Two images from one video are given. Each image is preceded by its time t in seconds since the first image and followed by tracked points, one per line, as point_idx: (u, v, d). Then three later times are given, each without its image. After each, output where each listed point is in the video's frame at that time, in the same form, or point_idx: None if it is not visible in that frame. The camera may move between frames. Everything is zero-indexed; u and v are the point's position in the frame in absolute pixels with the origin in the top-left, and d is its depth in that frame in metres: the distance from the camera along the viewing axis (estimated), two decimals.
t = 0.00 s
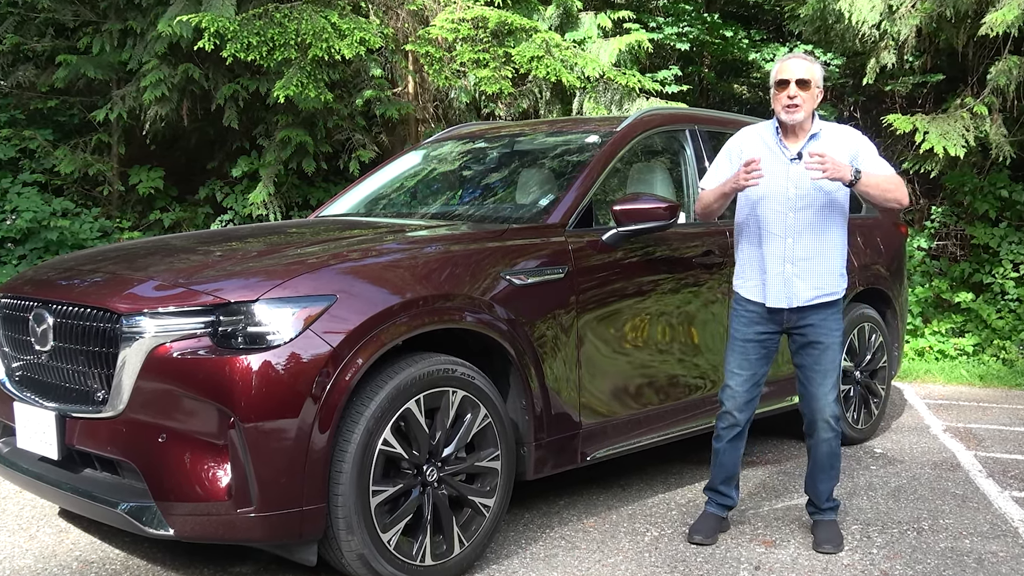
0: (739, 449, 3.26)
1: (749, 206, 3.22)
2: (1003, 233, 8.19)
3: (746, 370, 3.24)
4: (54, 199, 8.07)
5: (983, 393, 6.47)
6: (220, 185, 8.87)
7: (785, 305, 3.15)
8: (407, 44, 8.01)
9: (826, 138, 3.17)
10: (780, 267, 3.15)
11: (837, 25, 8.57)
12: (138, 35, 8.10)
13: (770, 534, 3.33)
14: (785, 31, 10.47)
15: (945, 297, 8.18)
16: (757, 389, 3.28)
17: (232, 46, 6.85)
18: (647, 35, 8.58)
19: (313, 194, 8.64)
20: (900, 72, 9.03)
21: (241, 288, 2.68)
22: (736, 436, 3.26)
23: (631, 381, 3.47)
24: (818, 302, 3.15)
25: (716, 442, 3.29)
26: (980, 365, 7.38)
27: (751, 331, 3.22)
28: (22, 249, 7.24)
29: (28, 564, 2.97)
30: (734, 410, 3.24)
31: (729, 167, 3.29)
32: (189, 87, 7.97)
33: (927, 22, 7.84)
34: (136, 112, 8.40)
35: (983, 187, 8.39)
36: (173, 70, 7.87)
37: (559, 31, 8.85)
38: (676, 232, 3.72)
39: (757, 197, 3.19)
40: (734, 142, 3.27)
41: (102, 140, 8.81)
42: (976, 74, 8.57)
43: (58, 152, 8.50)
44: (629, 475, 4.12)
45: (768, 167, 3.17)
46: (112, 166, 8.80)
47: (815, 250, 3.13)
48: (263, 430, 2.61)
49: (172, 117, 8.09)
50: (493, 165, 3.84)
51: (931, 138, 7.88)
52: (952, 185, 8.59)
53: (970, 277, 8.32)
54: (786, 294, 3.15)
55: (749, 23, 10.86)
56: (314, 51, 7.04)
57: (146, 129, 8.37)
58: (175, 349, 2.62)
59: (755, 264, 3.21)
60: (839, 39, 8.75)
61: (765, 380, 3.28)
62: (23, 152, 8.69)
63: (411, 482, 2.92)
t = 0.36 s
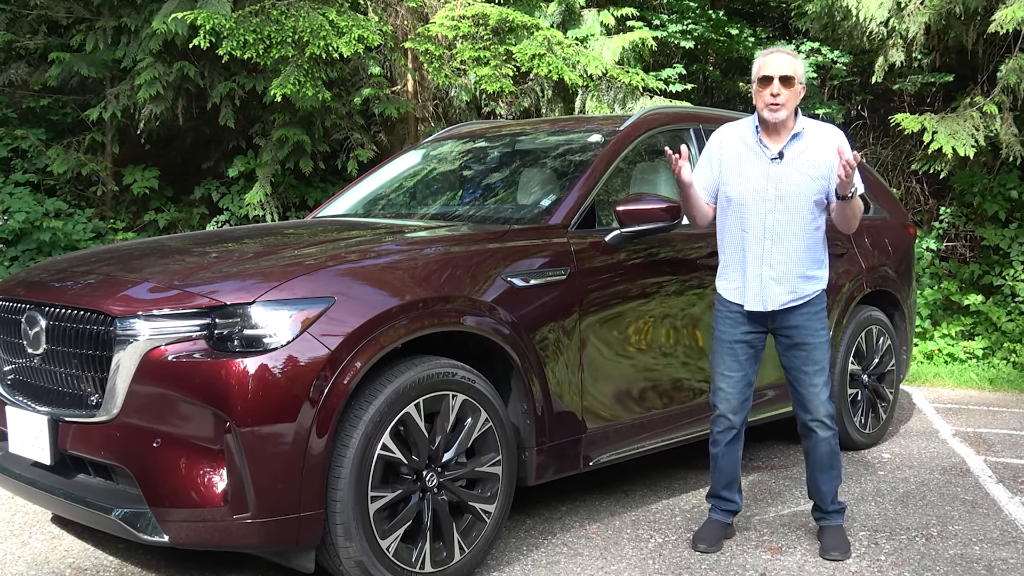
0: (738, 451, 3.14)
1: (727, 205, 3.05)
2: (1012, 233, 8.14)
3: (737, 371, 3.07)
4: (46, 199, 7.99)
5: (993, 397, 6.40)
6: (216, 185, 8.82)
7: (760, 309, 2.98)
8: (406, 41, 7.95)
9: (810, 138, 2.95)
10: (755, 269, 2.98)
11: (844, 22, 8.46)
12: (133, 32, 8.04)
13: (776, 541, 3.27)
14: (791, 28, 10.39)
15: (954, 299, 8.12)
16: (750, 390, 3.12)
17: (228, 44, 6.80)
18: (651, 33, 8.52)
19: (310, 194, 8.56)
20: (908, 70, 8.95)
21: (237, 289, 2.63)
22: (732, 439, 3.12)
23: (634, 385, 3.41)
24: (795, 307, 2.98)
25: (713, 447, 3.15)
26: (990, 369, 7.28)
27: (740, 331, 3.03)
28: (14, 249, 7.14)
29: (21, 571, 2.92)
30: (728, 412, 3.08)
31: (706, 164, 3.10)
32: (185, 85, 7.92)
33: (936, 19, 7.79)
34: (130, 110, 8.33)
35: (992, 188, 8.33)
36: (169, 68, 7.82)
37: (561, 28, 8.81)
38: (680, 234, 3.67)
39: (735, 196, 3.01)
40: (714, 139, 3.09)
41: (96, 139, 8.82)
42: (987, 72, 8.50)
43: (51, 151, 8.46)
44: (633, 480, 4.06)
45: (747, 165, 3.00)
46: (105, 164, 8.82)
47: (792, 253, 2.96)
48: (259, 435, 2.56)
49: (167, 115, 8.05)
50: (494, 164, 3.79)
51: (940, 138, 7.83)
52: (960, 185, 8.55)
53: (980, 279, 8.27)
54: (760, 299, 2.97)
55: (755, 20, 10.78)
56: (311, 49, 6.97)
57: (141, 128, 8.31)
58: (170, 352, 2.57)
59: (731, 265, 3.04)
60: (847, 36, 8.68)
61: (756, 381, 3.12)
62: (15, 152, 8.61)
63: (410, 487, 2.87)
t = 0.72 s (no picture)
0: (742, 456, 3.08)
1: (728, 205, 3.01)
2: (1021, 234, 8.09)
3: (740, 375, 3.03)
4: (40, 199, 7.93)
5: (1003, 401, 6.34)
6: (213, 185, 8.77)
7: (763, 312, 2.95)
8: (406, 39, 7.90)
9: (813, 138, 2.92)
10: (758, 272, 2.94)
11: (851, 20, 8.42)
12: (127, 30, 7.99)
13: (781, 547, 3.22)
14: (797, 26, 10.33)
15: (963, 301, 8.07)
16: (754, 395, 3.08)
17: (223, 42, 6.75)
18: (654, 31, 8.48)
19: (308, 194, 8.51)
20: (916, 68, 8.88)
21: (234, 292, 2.58)
22: (737, 444, 3.07)
23: (638, 389, 3.36)
24: (799, 310, 2.95)
25: (717, 452, 3.10)
26: (998, 372, 7.21)
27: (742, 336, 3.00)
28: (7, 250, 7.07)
29: None
30: (732, 417, 3.04)
31: (706, 164, 3.06)
32: (180, 83, 7.87)
33: (945, 16, 7.74)
34: (125, 109, 8.28)
35: (1002, 188, 8.28)
36: (164, 66, 7.77)
37: (563, 25, 8.75)
38: (684, 235, 3.62)
39: (737, 196, 2.98)
40: (715, 139, 3.05)
41: (90, 138, 8.78)
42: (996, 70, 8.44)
43: (44, 151, 8.42)
44: (636, 485, 4.01)
45: (749, 166, 2.95)
46: (100, 164, 8.79)
47: (796, 255, 2.92)
48: (257, 439, 2.51)
49: (162, 114, 7.97)
50: (495, 164, 3.74)
51: (948, 137, 7.79)
52: (970, 186, 8.49)
53: (989, 280, 8.22)
54: (764, 301, 2.94)
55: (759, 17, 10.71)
56: (309, 46, 6.91)
57: (136, 127, 8.27)
58: (166, 355, 2.52)
59: (733, 267, 3.00)
60: (854, 34, 8.61)
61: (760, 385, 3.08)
62: (8, 151, 8.57)
63: (410, 493, 2.82)
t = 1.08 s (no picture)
0: (752, 462, 3.03)
1: (748, 205, 2.98)
2: None
3: (756, 380, 2.99)
4: (33, 199, 7.89)
5: (1012, 405, 6.28)
6: (209, 185, 8.74)
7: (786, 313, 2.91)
8: (406, 37, 7.85)
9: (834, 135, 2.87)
10: (780, 272, 2.91)
11: (858, 17, 8.39)
12: (122, 28, 7.95)
13: (787, 554, 3.17)
14: (803, 23, 10.28)
15: (972, 303, 8.01)
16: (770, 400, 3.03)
17: (220, 39, 6.70)
18: (657, 28, 8.43)
19: (306, 194, 8.47)
20: (923, 67, 8.81)
21: (230, 294, 2.53)
22: (748, 449, 3.02)
23: (641, 392, 3.31)
24: (823, 311, 2.90)
25: (728, 457, 3.05)
26: (1007, 376, 7.16)
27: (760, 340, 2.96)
28: None
29: None
30: (745, 422, 3.00)
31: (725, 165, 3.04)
32: (176, 82, 7.83)
33: (953, 14, 7.68)
34: (121, 108, 8.24)
35: (1013, 189, 8.23)
36: (160, 64, 7.72)
37: (565, 23, 8.69)
38: (688, 236, 3.57)
39: (757, 195, 2.94)
40: (734, 138, 3.03)
41: (85, 137, 8.74)
42: (1005, 68, 8.39)
43: (38, 150, 8.38)
44: (640, 491, 3.96)
45: (768, 164, 2.92)
46: (94, 164, 8.76)
47: (819, 255, 2.88)
48: (253, 444, 2.47)
49: (157, 113, 7.90)
50: (496, 164, 3.69)
51: (957, 137, 7.68)
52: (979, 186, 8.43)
53: (999, 282, 8.16)
54: (787, 301, 2.90)
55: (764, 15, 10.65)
56: (307, 44, 6.86)
57: (131, 126, 8.22)
58: (160, 358, 2.47)
59: (754, 268, 2.97)
60: (861, 32, 8.55)
61: (775, 391, 3.03)
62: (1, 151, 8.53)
63: (409, 498, 2.77)
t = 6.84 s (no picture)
0: (829, 531, 2.77)
1: (827, 209, 2.76)
2: None
3: (833, 430, 2.76)
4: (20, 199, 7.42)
5: None
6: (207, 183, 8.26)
7: (867, 344, 2.69)
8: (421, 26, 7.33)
9: (928, 128, 2.68)
10: (862, 296, 2.70)
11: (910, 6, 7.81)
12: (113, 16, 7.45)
13: None
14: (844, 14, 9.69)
15: None
16: (850, 453, 2.80)
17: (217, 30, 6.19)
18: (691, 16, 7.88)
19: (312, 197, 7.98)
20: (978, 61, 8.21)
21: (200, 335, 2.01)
22: (823, 514, 2.77)
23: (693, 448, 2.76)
24: (910, 342, 2.68)
25: (798, 523, 2.80)
26: None
27: (835, 380, 2.75)
28: None
29: None
30: (818, 481, 2.76)
31: (795, 159, 2.82)
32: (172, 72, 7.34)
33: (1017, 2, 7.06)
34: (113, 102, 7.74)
35: None
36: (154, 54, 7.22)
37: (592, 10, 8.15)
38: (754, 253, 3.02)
39: (836, 200, 2.73)
40: (806, 129, 2.82)
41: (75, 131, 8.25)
42: None
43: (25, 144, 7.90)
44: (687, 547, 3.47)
45: (849, 164, 2.72)
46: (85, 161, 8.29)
47: (907, 277, 2.68)
48: (204, 511, 2.29)
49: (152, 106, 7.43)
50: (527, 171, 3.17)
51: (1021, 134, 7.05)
52: None
53: None
54: (867, 329, 2.69)
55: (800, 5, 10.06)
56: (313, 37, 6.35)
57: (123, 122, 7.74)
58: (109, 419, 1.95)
59: (832, 292, 2.75)
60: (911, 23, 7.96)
61: (856, 442, 2.79)
62: None
63: None
